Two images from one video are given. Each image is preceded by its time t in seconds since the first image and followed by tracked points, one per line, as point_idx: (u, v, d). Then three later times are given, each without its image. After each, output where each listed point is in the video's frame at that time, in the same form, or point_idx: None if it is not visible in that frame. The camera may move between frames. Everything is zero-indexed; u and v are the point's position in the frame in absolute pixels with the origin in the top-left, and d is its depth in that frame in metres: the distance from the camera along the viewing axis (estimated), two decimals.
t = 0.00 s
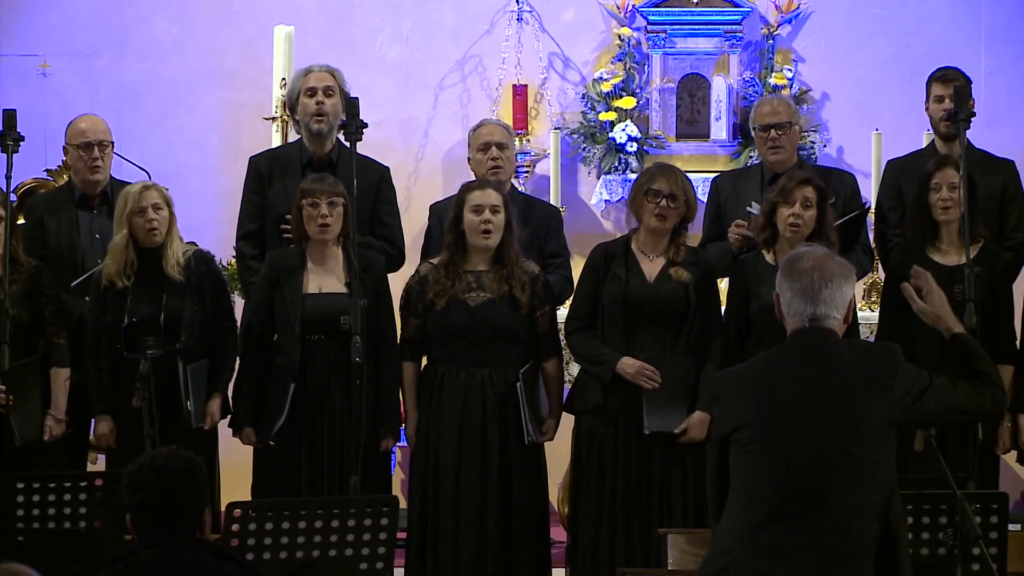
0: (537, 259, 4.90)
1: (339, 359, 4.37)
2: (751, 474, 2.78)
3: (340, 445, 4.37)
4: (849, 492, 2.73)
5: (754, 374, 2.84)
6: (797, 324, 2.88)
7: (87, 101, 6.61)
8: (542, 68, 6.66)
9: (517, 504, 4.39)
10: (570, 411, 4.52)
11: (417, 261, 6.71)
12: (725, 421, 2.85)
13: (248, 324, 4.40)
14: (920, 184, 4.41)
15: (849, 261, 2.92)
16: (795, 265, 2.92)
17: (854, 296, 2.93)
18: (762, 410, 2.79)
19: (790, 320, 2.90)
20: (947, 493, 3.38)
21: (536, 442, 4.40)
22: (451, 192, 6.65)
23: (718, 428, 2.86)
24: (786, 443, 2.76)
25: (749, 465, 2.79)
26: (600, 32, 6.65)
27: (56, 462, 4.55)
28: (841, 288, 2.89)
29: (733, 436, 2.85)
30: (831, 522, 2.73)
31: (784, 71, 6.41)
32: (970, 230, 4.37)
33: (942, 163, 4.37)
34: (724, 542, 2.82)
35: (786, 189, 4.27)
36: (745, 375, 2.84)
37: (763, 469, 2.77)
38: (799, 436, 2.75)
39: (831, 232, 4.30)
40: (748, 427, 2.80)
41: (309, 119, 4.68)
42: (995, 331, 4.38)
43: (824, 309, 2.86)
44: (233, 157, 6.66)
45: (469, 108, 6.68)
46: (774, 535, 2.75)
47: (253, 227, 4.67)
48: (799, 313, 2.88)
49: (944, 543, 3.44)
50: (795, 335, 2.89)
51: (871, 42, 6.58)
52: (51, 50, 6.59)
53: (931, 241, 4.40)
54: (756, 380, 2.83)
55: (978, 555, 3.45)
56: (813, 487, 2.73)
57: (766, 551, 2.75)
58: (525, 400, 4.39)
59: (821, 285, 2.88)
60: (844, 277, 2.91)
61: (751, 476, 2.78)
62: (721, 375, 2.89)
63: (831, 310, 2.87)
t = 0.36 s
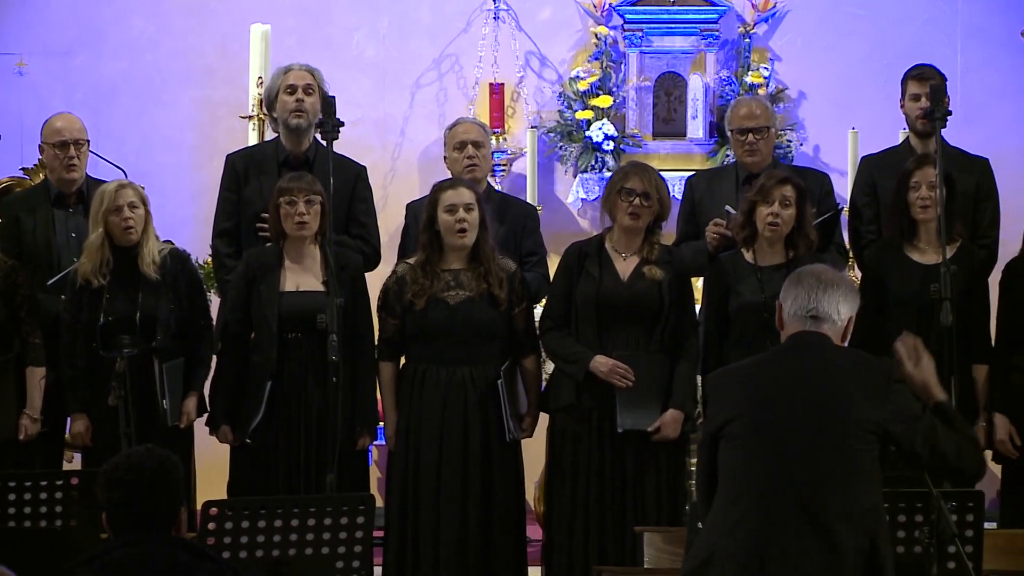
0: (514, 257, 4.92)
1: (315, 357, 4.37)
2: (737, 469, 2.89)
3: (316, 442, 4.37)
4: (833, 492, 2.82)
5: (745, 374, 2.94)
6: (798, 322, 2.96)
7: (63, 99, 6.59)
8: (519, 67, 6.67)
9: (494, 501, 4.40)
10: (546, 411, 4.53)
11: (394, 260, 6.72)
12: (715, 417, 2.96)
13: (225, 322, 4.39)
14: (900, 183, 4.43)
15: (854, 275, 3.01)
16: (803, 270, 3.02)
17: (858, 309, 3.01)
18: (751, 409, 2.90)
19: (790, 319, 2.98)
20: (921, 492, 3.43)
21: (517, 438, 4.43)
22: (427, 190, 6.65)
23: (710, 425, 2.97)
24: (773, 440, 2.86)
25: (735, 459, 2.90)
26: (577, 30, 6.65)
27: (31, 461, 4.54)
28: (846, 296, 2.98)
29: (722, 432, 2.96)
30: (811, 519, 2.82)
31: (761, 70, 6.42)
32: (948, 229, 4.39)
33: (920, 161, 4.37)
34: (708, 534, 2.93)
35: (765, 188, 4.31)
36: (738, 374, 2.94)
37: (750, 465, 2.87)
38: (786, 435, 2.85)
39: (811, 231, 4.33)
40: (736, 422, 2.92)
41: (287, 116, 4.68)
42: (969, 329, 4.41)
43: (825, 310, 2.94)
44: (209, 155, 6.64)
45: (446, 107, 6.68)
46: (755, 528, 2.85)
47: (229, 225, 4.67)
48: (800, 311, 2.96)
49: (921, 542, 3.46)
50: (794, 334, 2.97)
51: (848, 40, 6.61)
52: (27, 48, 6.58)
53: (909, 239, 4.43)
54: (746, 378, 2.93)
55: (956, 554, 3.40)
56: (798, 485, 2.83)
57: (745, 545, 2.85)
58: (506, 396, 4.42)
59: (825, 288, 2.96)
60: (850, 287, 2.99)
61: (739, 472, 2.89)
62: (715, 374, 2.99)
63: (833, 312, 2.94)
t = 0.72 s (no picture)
0: (486, 255, 4.92)
1: (287, 356, 4.36)
2: (723, 462, 3.03)
3: (289, 441, 4.37)
4: (817, 485, 2.97)
5: (730, 374, 3.08)
6: (784, 323, 3.11)
7: (35, 98, 6.58)
8: (491, 66, 6.67)
9: (467, 499, 4.41)
10: (518, 410, 4.51)
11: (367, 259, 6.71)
12: (700, 413, 3.09)
13: (197, 321, 4.38)
14: (873, 182, 4.46)
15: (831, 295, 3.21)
16: (787, 289, 3.21)
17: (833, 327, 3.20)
18: (736, 406, 3.04)
19: (774, 323, 3.13)
20: (894, 490, 3.47)
21: (491, 437, 4.43)
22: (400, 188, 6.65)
23: (695, 423, 3.10)
24: (758, 437, 3.01)
25: (721, 453, 3.04)
26: (549, 29, 6.66)
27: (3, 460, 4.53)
28: (828, 312, 3.16)
29: (707, 427, 3.09)
30: (795, 511, 2.96)
31: (733, 68, 6.45)
32: (920, 229, 4.43)
33: (893, 161, 4.42)
34: (694, 527, 3.05)
35: (741, 187, 4.33)
36: (722, 374, 3.08)
37: (735, 461, 3.01)
38: (770, 432, 3.00)
39: (787, 229, 4.35)
40: (722, 417, 3.05)
41: (260, 116, 4.68)
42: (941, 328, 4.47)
43: (810, 315, 3.11)
44: (181, 154, 6.62)
45: (418, 106, 6.68)
46: (741, 521, 2.98)
47: (202, 224, 4.66)
48: (785, 314, 3.12)
49: (892, 540, 3.49)
50: (778, 334, 3.11)
51: (821, 39, 6.63)
52: None
53: (883, 237, 4.46)
54: (732, 375, 3.07)
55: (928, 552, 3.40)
56: (781, 478, 2.98)
57: (731, 537, 2.98)
58: (480, 394, 4.43)
59: (809, 300, 3.15)
60: (829, 306, 3.19)
61: (724, 468, 3.02)
62: (698, 374, 3.12)
63: (817, 319, 3.12)
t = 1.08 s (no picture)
0: (461, 254, 4.93)
1: (262, 355, 4.35)
2: (702, 458, 3.04)
3: (263, 440, 4.36)
4: (796, 478, 3.01)
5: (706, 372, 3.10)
6: (757, 328, 3.13)
7: (9, 96, 6.55)
8: (466, 64, 6.68)
9: (441, 498, 4.42)
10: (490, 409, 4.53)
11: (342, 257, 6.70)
12: (677, 410, 3.10)
13: (172, 320, 4.38)
14: (847, 182, 4.50)
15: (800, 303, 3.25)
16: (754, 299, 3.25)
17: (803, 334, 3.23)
18: (714, 403, 3.06)
19: (746, 330, 3.15)
20: (870, 488, 3.49)
21: (466, 435, 4.47)
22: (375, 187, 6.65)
23: (672, 422, 3.11)
24: (737, 433, 3.03)
25: (700, 449, 3.05)
26: (524, 28, 6.67)
27: None
28: (796, 317, 3.19)
29: (683, 424, 3.10)
30: (775, 504, 2.99)
31: (708, 67, 6.48)
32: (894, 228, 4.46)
33: (867, 160, 4.45)
34: (674, 524, 3.06)
35: (720, 185, 4.35)
36: (698, 372, 3.10)
37: (714, 459, 3.03)
38: (749, 428, 3.03)
39: (767, 227, 4.38)
40: (699, 414, 3.07)
41: (237, 116, 4.67)
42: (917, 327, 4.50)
43: (780, 318, 3.14)
44: (155, 153, 6.60)
45: (393, 104, 6.68)
46: (723, 516, 3.01)
47: (180, 222, 4.65)
48: (756, 320, 3.15)
49: (868, 538, 3.50)
50: (751, 338, 3.13)
51: (795, 38, 6.67)
52: None
53: (857, 236, 4.49)
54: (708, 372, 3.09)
55: (902, 550, 3.50)
56: (761, 475, 3.00)
57: (714, 533, 3.01)
58: (455, 394, 4.46)
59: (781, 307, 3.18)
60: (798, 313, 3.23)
61: (704, 465, 3.04)
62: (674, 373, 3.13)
63: (789, 325, 3.15)
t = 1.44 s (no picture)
0: (436, 254, 4.94)
1: (236, 354, 4.35)
2: (670, 459, 3.07)
3: (236, 440, 4.36)
4: (761, 480, 3.02)
5: (674, 374, 3.10)
6: (719, 335, 3.13)
7: None
8: (440, 63, 6.68)
9: (414, 497, 4.43)
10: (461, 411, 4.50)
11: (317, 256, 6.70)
12: (645, 410, 3.12)
13: (145, 319, 4.37)
14: (818, 180, 4.50)
15: (762, 312, 3.25)
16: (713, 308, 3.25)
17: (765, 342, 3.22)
18: (681, 405, 3.07)
19: (708, 339, 3.15)
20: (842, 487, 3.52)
21: (438, 435, 4.48)
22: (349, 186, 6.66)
23: (641, 423, 3.13)
24: (704, 436, 3.05)
25: (668, 449, 3.08)
26: (498, 27, 6.67)
27: None
28: (758, 322, 3.19)
29: (652, 424, 3.12)
30: (742, 505, 3.02)
31: (682, 66, 6.49)
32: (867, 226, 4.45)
33: (837, 159, 4.45)
34: (646, 521, 3.10)
35: (696, 184, 4.38)
36: (666, 374, 3.11)
37: (682, 460, 3.05)
38: (716, 430, 3.04)
39: (742, 226, 4.42)
40: (667, 415, 3.09)
41: (212, 117, 4.67)
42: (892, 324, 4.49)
43: (742, 324, 3.14)
44: (129, 152, 6.58)
45: (367, 103, 6.68)
46: (693, 515, 3.04)
47: (157, 222, 4.64)
48: (718, 328, 3.14)
49: (841, 538, 3.56)
50: (714, 346, 3.13)
51: (768, 37, 6.70)
52: None
53: (829, 235, 4.50)
54: (674, 373, 3.10)
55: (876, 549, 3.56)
56: (729, 476, 3.02)
57: (682, 534, 3.05)
58: (428, 393, 4.49)
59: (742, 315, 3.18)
60: (760, 321, 3.23)
61: (673, 467, 3.06)
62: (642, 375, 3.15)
63: (751, 332, 3.14)
